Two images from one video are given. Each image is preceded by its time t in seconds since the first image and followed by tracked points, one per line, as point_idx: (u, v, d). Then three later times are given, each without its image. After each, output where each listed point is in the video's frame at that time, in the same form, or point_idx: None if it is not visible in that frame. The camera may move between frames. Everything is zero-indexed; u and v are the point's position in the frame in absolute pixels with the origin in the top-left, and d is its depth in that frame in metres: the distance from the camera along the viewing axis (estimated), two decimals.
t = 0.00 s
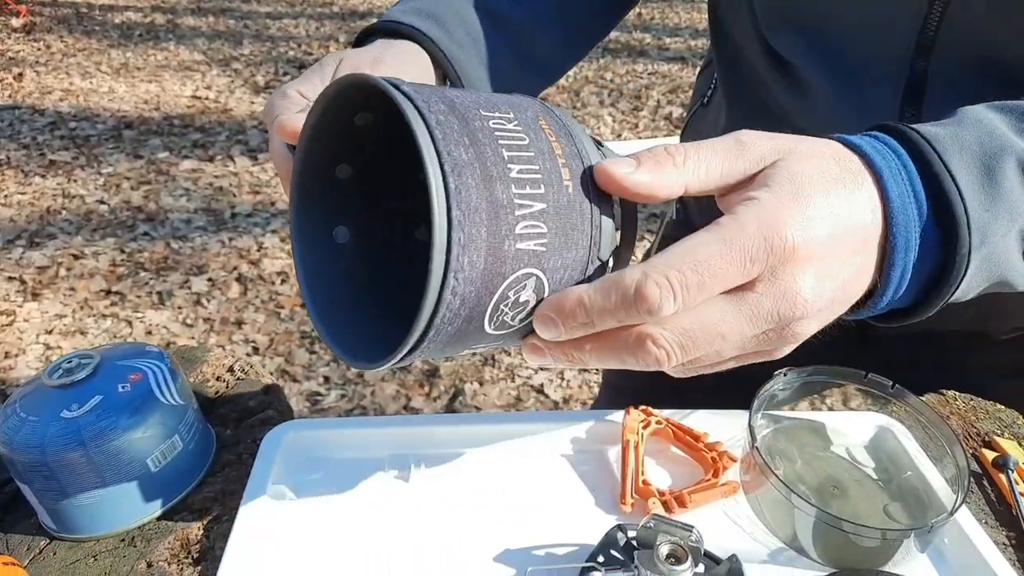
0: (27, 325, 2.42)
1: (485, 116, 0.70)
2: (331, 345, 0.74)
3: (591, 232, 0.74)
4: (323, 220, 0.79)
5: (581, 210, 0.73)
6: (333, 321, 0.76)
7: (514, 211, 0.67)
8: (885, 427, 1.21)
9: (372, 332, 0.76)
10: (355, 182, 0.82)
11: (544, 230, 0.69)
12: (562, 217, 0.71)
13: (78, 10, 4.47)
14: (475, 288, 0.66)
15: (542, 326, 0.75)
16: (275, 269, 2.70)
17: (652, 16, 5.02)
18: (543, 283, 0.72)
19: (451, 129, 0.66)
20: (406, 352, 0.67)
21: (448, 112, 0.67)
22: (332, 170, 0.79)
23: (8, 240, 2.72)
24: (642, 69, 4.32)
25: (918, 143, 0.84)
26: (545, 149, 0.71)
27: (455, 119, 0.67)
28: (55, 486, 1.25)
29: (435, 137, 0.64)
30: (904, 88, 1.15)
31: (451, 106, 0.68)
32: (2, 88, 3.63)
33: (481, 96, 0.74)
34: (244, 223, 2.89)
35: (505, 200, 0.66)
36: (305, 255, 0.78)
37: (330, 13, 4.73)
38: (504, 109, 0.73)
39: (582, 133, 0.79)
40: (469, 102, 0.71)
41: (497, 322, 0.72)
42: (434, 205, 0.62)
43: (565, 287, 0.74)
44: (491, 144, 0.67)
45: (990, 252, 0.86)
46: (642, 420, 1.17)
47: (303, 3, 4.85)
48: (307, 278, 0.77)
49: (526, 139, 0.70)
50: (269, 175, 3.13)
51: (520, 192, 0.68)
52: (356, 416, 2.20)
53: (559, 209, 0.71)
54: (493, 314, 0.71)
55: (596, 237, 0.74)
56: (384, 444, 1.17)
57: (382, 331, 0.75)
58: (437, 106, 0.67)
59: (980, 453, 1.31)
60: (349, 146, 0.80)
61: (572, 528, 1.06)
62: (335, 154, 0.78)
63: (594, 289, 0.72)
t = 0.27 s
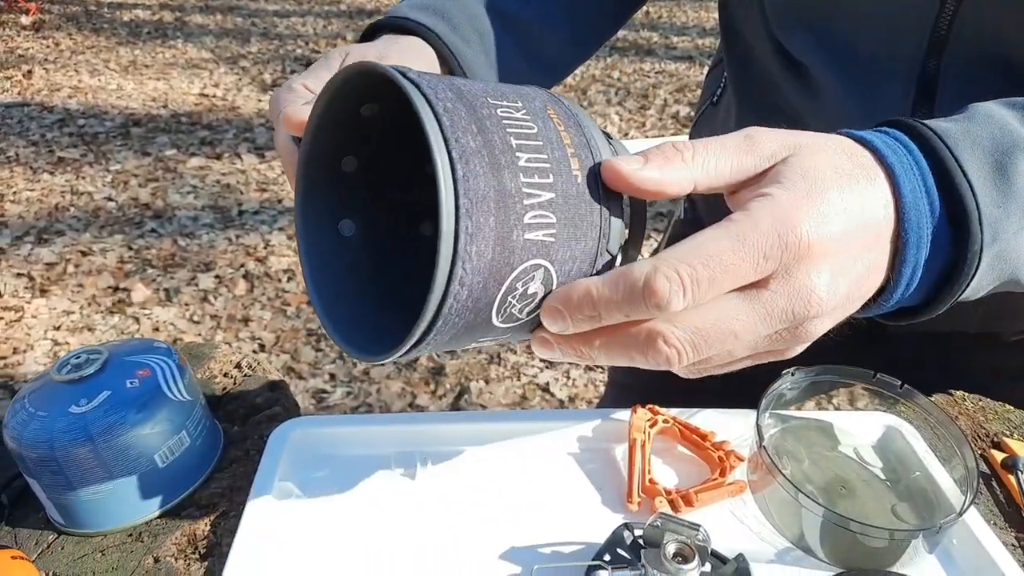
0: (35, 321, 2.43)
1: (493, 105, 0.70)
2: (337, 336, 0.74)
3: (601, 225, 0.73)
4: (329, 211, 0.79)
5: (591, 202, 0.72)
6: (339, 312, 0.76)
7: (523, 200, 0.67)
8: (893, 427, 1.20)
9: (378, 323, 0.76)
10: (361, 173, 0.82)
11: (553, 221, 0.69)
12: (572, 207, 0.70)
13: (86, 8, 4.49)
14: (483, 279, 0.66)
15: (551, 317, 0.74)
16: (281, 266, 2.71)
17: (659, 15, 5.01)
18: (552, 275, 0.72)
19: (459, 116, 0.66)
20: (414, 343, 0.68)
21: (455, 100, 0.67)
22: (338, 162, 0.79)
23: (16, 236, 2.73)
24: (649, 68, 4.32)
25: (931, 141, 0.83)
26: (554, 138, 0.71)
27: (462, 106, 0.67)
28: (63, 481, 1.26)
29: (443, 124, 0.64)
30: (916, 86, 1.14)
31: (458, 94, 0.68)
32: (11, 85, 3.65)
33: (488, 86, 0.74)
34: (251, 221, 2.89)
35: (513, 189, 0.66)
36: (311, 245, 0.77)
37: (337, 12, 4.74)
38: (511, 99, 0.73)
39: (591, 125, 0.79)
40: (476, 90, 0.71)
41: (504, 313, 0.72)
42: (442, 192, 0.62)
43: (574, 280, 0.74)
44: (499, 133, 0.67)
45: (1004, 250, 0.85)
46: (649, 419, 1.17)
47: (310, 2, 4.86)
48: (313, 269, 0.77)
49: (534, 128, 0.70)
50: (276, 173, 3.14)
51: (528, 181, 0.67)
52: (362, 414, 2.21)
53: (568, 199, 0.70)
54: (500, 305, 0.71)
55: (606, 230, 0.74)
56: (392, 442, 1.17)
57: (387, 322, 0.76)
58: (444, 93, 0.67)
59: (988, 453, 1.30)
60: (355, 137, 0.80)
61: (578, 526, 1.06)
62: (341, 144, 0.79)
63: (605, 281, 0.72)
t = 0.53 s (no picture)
0: (38, 320, 2.43)
1: (485, 150, 0.68)
2: (308, 354, 0.75)
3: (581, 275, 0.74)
4: (319, 226, 0.80)
5: (569, 253, 0.73)
6: (314, 330, 0.76)
7: (501, 254, 0.67)
8: (895, 425, 1.19)
9: (352, 346, 0.76)
10: (355, 191, 0.82)
11: (528, 273, 0.70)
12: (549, 261, 0.71)
13: (89, 8, 4.49)
14: (450, 328, 0.67)
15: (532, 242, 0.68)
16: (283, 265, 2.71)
17: (662, 13, 5.01)
18: (523, 323, 0.73)
19: (448, 163, 0.64)
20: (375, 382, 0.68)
21: (447, 146, 0.66)
22: (330, 175, 0.79)
23: (19, 236, 2.74)
24: (651, 66, 4.33)
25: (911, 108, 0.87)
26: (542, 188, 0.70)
27: (453, 154, 0.65)
28: (63, 481, 1.25)
29: (429, 178, 0.62)
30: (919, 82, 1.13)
31: (450, 139, 0.67)
32: (14, 85, 3.65)
33: (483, 124, 0.72)
34: (254, 220, 2.89)
35: (492, 244, 0.66)
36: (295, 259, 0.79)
37: (339, 11, 4.74)
38: (505, 140, 0.71)
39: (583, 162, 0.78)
40: (469, 131, 0.69)
41: (472, 358, 0.73)
42: (421, 251, 0.61)
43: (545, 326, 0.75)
44: (487, 183, 0.66)
45: (988, 211, 0.88)
46: (650, 418, 1.17)
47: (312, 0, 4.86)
48: (295, 280, 0.78)
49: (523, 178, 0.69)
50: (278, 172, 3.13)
51: (508, 236, 0.67)
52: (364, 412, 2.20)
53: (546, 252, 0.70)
54: (469, 351, 0.72)
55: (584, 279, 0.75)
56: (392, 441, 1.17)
57: (359, 347, 0.76)
58: (435, 138, 0.65)
59: (991, 452, 1.28)
60: (350, 155, 0.79)
61: (579, 525, 1.06)
62: (333, 161, 0.79)
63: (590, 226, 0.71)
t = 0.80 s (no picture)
0: (41, 321, 2.43)
1: (495, 183, 0.69)
2: (308, 362, 0.74)
3: (581, 309, 0.74)
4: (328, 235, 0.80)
5: (574, 286, 0.73)
6: (321, 343, 0.76)
7: (507, 289, 0.67)
8: (898, 423, 1.19)
9: (359, 359, 0.76)
10: (357, 203, 0.83)
11: (535, 308, 0.70)
12: (553, 295, 0.71)
13: (90, 8, 4.50)
14: (453, 359, 0.68)
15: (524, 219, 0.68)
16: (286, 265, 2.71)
17: (663, 10, 5.01)
18: (524, 355, 0.73)
19: (459, 199, 0.65)
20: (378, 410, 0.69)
21: (459, 180, 0.66)
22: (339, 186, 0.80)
23: (22, 237, 2.74)
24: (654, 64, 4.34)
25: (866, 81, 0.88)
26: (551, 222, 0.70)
27: (464, 189, 0.65)
28: (64, 483, 1.25)
29: (440, 213, 0.63)
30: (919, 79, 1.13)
31: (462, 172, 0.67)
32: (16, 86, 3.66)
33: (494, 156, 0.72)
34: (256, 220, 2.89)
35: (499, 279, 0.66)
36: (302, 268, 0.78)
37: (340, 10, 4.74)
38: (515, 173, 0.71)
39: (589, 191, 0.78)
40: (479, 164, 0.69)
41: (472, 384, 0.74)
42: (426, 286, 0.62)
43: (545, 355, 0.76)
44: (497, 218, 0.67)
45: (941, 174, 0.85)
46: (650, 417, 1.16)
47: None
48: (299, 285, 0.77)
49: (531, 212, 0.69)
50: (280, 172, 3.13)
51: (515, 271, 0.68)
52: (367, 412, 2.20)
53: (551, 285, 0.71)
54: (470, 379, 0.73)
55: (585, 315, 0.75)
56: (391, 442, 1.17)
57: (366, 362, 0.75)
58: (448, 171, 0.65)
59: (993, 449, 1.29)
60: (357, 168, 0.80)
61: (580, 525, 1.06)
62: (344, 174, 0.79)
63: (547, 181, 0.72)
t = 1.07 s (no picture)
0: (41, 321, 2.44)
1: (478, 183, 0.69)
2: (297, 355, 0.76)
3: (568, 312, 0.74)
4: (324, 232, 0.81)
5: (562, 290, 0.72)
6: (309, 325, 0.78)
7: (484, 289, 0.68)
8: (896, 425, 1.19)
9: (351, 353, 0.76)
10: (355, 202, 0.84)
11: (515, 308, 0.70)
12: (537, 298, 0.71)
13: (91, 9, 4.50)
14: (430, 356, 0.69)
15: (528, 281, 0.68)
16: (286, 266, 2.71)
17: (665, 11, 5.02)
18: (507, 356, 0.74)
19: (436, 198, 0.65)
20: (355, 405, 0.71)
21: (438, 180, 0.66)
22: (334, 184, 0.82)
23: (23, 237, 2.74)
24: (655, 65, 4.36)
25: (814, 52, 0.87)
26: (534, 224, 0.70)
27: (443, 188, 0.66)
28: (63, 482, 1.26)
29: (415, 213, 0.64)
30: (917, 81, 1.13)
31: (443, 172, 0.67)
32: (18, 87, 3.66)
33: (482, 155, 0.72)
34: (256, 220, 2.90)
35: (476, 279, 0.67)
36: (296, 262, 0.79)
37: (341, 10, 4.75)
38: (502, 173, 0.72)
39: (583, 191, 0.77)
40: (464, 162, 0.70)
41: (454, 384, 0.75)
42: (399, 284, 0.64)
43: (532, 359, 0.76)
44: (477, 217, 0.67)
45: (880, 132, 0.82)
46: (649, 417, 1.16)
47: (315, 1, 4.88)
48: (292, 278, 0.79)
49: (515, 213, 0.69)
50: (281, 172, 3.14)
51: (494, 272, 0.68)
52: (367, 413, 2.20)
53: (535, 287, 0.71)
54: (450, 378, 0.74)
55: (571, 318, 0.74)
56: (390, 443, 1.17)
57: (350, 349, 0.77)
58: (427, 171, 0.66)
59: (991, 451, 1.29)
60: (352, 167, 0.81)
61: (578, 526, 1.06)
62: (338, 173, 0.81)
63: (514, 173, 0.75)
